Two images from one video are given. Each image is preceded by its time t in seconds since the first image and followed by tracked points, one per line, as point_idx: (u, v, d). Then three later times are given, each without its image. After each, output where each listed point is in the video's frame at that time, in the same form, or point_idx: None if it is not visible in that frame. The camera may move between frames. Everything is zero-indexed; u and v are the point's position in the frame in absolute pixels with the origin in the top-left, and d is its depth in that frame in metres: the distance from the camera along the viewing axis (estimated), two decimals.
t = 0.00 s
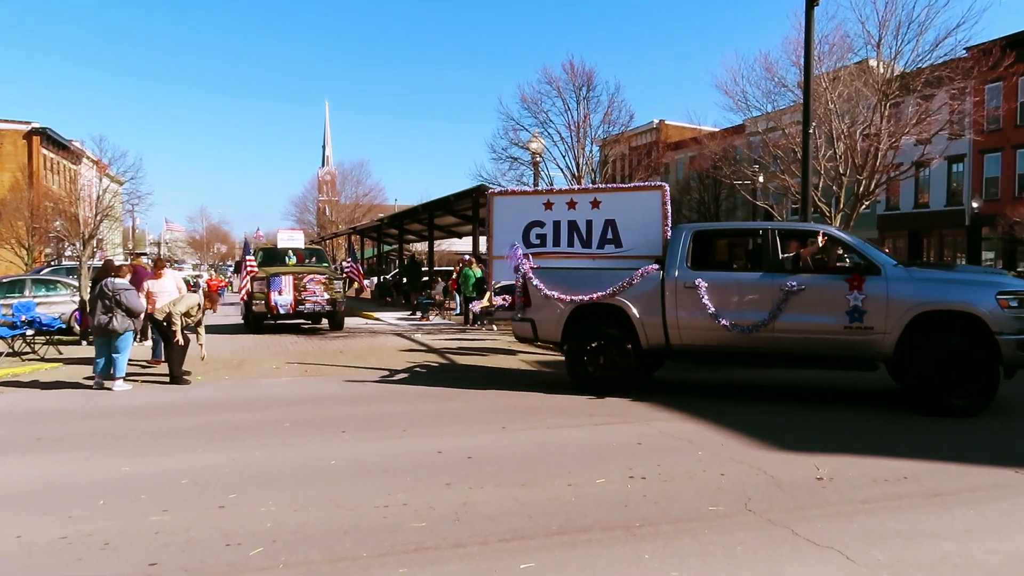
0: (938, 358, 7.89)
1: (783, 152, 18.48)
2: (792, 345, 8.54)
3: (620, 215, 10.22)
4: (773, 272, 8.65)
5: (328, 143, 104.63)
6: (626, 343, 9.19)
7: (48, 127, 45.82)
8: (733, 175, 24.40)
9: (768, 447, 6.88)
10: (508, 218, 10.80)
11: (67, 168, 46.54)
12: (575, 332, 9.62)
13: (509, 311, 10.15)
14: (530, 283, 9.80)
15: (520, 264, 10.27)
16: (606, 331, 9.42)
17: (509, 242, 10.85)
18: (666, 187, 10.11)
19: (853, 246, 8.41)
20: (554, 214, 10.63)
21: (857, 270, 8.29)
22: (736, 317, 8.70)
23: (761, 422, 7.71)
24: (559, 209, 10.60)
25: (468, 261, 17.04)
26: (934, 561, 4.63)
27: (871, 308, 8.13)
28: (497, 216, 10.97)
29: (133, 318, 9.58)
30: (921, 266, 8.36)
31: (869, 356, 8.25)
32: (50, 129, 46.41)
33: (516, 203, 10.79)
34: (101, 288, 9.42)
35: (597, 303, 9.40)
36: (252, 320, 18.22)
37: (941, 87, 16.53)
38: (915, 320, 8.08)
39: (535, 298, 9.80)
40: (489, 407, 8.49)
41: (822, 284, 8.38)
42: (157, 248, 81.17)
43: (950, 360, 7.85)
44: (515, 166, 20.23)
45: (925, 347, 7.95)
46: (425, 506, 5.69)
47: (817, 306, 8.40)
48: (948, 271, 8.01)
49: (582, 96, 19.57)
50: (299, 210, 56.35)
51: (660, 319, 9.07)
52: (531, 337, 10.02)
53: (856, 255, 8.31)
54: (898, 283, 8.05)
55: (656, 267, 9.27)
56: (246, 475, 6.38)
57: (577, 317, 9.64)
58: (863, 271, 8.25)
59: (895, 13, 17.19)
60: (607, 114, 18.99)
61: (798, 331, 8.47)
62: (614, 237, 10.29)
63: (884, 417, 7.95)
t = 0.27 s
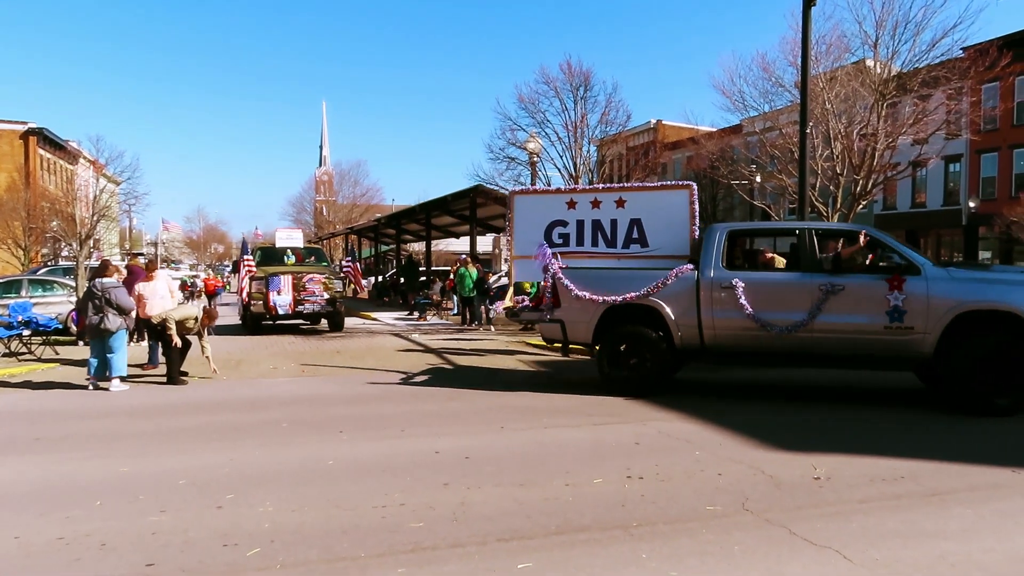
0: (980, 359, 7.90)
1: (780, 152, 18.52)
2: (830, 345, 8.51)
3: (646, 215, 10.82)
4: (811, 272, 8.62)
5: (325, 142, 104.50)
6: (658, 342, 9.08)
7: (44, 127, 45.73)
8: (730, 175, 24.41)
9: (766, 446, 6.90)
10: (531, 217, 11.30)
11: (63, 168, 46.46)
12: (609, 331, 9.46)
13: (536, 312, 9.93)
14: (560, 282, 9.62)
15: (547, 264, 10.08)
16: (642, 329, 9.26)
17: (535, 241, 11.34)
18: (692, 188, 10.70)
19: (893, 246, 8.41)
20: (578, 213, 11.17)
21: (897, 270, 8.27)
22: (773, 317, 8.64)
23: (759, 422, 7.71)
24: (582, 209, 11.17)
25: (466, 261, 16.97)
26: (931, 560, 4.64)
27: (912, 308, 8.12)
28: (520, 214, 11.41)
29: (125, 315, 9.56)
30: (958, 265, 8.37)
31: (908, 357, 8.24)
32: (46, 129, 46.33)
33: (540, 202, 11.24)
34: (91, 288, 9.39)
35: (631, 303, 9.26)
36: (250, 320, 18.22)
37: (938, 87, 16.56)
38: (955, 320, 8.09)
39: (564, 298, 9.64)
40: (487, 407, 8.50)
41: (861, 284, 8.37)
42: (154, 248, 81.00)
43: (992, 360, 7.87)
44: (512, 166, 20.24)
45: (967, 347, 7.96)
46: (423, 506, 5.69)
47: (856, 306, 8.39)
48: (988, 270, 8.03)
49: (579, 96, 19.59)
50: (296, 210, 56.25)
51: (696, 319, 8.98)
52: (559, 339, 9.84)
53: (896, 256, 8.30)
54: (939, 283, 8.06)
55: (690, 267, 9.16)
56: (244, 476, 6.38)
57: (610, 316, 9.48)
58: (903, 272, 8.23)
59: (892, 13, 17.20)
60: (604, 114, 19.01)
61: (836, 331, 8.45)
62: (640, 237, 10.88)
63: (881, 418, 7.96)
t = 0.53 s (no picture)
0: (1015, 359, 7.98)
1: (774, 153, 18.56)
2: (863, 346, 8.53)
3: (669, 216, 11.26)
4: (844, 272, 8.63)
5: (320, 143, 104.43)
6: (691, 342, 8.99)
7: (38, 127, 45.64)
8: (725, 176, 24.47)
9: (760, 446, 6.91)
10: (552, 217, 11.78)
11: (57, 168, 46.38)
12: (639, 333, 9.35)
13: (563, 313, 9.85)
14: (588, 283, 9.49)
15: (573, 264, 9.97)
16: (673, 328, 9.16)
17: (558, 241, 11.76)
18: (716, 188, 11.12)
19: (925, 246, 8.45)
20: (601, 213, 11.59)
21: (931, 270, 8.31)
22: (806, 318, 8.64)
23: (753, 422, 7.72)
24: (605, 209, 11.57)
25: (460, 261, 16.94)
26: (924, 559, 4.65)
27: (947, 308, 8.18)
28: (543, 214, 11.86)
29: (113, 314, 9.55)
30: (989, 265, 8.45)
31: (942, 357, 8.28)
32: (40, 129, 46.24)
33: (562, 202, 11.65)
34: (76, 288, 9.37)
35: (662, 304, 9.18)
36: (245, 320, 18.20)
37: (931, 88, 16.63)
38: (989, 320, 8.16)
39: (591, 298, 9.53)
40: (482, 407, 8.50)
41: (895, 284, 8.41)
42: (148, 248, 80.81)
43: None
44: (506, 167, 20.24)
45: (1002, 348, 8.04)
46: (418, 506, 5.69)
47: (891, 307, 8.42)
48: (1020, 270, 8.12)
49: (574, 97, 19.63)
50: (290, 211, 56.19)
51: (728, 320, 8.92)
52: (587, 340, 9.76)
53: (930, 256, 8.33)
54: (974, 283, 8.11)
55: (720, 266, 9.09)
56: (239, 476, 6.38)
57: (641, 318, 9.38)
58: (938, 272, 8.27)
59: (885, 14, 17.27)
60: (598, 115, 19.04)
61: (870, 331, 8.48)
62: (663, 237, 11.33)
63: (876, 418, 7.97)
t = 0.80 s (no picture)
0: None
1: (763, 153, 18.62)
2: (890, 345, 8.60)
3: (688, 216, 11.29)
4: (871, 273, 8.68)
5: (311, 144, 104.25)
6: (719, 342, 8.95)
7: (27, 128, 45.41)
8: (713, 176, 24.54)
9: (749, 446, 6.93)
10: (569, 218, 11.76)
11: (45, 169, 46.17)
12: (665, 334, 9.23)
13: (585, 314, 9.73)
14: (613, 284, 9.36)
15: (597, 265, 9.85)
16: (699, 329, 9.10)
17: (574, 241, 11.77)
18: (737, 188, 11.15)
19: (950, 247, 8.58)
20: (619, 214, 11.58)
21: (958, 270, 8.44)
22: (835, 318, 8.66)
23: (743, 422, 7.74)
24: (623, 209, 11.55)
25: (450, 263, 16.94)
26: (912, 558, 4.66)
27: (974, 307, 8.35)
28: (559, 214, 11.80)
29: (98, 313, 9.49)
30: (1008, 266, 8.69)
31: (968, 356, 8.43)
32: (28, 130, 46.02)
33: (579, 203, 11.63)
34: (61, 289, 9.33)
35: (688, 305, 9.12)
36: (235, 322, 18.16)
37: (919, 88, 16.74)
38: (1013, 320, 8.37)
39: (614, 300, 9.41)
40: (472, 408, 8.51)
41: (923, 285, 8.51)
42: (139, 249, 80.49)
43: None
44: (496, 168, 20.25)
45: None
46: (407, 507, 5.68)
47: (919, 307, 8.52)
48: None
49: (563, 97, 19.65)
50: (281, 212, 56.07)
51: (756, 320, 8.90)
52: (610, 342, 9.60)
53: (957, 256, 8.45)
54: (1000, 283, 8.31)
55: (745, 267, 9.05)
56: (228, 478, 6.36)
57: (667, 318, 9.28)
58: (964, 272, 8.42)
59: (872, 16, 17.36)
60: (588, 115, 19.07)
61: (897, 331, 8.55)
62: (681, 237, 11.37)
63: (866, 417, 8.00)
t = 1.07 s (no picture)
0: None
1: (734, 157, 18.79)
2: (895, 346, 8.75)
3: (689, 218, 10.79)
4: (876, 274, 8.79)
5: (286, 147, 103.64)
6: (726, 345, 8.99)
7: None
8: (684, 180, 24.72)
9: (720, 447, 6.98)
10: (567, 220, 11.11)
11: (11, 173, 45.37)
12: (672, 338, 9.23)
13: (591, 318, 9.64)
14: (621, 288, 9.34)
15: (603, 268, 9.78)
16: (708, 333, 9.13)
17: (569, 245, 11.12)
18: (738, 189, 10.71)
19: (951, 249, 8.75)
20: (617, 215, 11.02)
21: (961, 272, 8.61)
22: (842, 320, 8.75)
23: (713, 423, 7.81)
24: (622, 210, 10.99)
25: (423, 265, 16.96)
26: (880, 557, 4.71)
27: (976, 309, 8.54)
28: (556, 217, 11.14)
29: (68, 320, 9.39)
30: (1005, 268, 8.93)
31: (970, 356, 8.62)
32: None
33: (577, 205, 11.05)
34: (31, 295, 9.24)
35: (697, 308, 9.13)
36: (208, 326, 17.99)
37: (886, 93, 17.03)
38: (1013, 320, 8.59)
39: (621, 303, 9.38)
40: (445, 411, 8.50)
41: (927, 286, 8.66)
42: (110, 254, 79.48)
43: None
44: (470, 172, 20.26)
45: None
46: (378, 511, 5.67)
47: (924, 308, 8.67)
48: None
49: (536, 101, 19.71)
50: (253, 215, 55.63)
51: (763, 322, 8.96)
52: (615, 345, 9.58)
53: (960, 259, 8.63)
54: (1001, 284, 8.52)
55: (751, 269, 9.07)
56: (196, 484, 6.29)
57: (674, 322, 9.27)
58: (966, 274, 8.59)
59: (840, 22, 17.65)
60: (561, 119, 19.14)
61: (902, 331, 8.70)
62: (682, 239, 10.90)
63: (836, 417, 8.10)
